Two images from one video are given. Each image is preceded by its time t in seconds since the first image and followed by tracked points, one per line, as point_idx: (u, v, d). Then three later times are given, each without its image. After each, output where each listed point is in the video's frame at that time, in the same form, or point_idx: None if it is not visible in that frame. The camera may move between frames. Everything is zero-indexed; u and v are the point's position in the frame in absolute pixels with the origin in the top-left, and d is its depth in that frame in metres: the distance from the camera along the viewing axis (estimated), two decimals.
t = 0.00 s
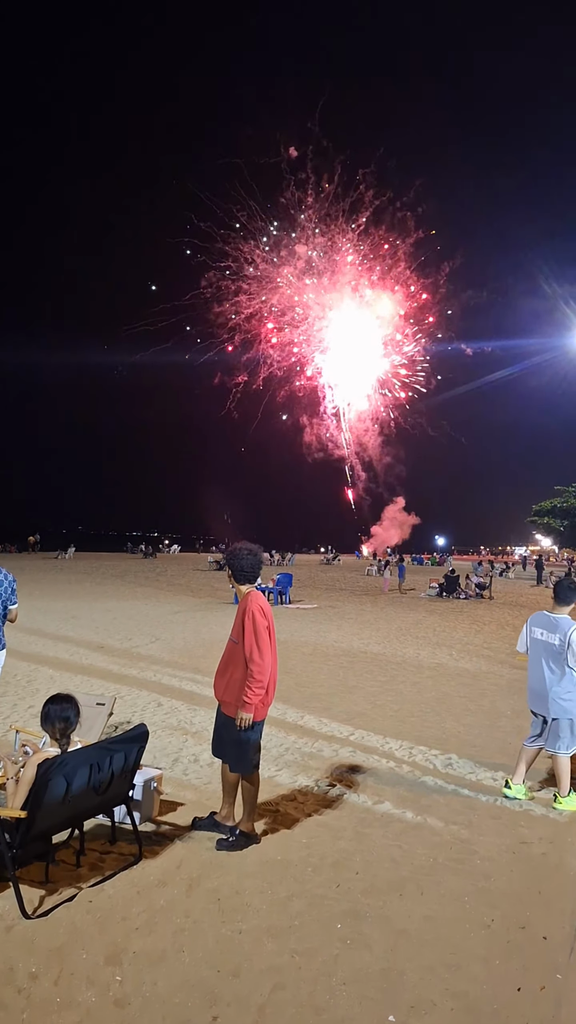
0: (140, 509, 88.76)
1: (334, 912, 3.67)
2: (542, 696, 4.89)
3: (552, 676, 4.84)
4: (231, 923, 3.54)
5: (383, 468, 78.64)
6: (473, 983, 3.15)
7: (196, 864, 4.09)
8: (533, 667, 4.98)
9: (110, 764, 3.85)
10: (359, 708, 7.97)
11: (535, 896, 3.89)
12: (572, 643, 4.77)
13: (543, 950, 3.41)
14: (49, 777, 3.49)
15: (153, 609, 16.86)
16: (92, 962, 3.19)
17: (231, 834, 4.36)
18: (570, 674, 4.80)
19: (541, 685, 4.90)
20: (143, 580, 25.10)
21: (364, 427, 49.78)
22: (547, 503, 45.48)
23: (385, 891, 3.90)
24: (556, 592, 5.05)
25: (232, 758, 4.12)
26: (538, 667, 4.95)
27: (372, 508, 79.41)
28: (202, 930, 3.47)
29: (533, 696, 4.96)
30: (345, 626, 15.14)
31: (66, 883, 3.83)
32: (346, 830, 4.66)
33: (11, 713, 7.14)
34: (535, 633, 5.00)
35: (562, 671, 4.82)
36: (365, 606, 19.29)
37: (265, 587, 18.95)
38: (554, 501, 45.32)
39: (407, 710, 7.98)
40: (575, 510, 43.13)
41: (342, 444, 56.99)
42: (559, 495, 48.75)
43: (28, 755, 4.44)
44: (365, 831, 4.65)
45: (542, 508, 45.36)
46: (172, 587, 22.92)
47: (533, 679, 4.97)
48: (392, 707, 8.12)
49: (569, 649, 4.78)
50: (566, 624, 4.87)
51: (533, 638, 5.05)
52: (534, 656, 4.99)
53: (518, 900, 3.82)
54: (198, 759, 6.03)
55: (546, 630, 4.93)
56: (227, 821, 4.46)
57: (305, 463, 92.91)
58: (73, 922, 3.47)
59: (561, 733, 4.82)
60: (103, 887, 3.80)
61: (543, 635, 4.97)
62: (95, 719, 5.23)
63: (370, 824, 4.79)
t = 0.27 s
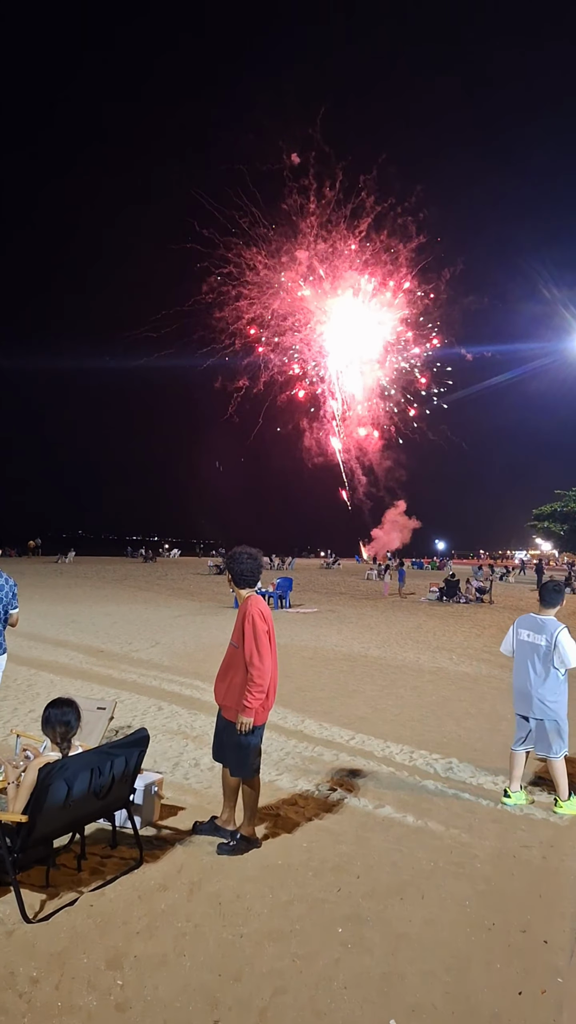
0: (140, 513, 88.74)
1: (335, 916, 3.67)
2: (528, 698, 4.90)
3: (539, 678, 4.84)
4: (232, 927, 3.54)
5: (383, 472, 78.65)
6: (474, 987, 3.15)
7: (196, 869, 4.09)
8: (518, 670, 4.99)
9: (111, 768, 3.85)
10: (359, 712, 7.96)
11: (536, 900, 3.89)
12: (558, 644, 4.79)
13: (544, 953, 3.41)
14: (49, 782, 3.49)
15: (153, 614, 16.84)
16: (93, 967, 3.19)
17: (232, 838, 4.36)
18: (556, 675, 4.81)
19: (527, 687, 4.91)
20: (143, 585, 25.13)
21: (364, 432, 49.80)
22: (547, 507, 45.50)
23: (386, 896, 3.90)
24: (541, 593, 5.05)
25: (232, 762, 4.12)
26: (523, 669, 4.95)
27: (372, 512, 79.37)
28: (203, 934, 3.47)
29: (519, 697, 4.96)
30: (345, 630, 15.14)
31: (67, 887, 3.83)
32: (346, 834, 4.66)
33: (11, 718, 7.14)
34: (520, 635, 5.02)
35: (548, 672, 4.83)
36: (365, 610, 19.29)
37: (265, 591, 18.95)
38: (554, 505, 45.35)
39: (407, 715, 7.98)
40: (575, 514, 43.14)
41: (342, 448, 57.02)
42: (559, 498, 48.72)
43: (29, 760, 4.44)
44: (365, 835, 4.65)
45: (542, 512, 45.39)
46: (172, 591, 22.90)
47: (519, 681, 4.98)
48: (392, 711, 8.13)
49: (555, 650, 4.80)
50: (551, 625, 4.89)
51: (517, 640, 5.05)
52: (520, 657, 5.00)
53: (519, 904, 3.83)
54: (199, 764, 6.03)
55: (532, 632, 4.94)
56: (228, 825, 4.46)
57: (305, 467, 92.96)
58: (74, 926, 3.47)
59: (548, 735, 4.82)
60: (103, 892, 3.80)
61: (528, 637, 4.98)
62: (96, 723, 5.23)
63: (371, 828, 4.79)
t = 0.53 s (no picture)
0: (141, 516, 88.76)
1: (336, 919, 3.67)
2: (513, 699, 4.90)
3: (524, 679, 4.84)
4: (233, 930, 3.55)
5: (384, 474, 78.65)
6: (475, 990, 3.15)
7: (198, 872, 4.09)
8: (504, 671, 5.00)
9: (112, 771, 3.86)
10: (360, 716, 7.96)
11: (537, 903, 3.88)
12: (542, 645, 4.78)
13: (545, 956, 3.41)
14: (51, 785, 3.50)
15: (153, 617, 16.84)
16: (95, 970, 3.20)
17: (234, 841, 4.36)
18: (540, 676, 4.81)
19: (512, 688, 4.91)
20: (143, 587, 25.11)
21: (364, 434, 49.81)
22: (548, 510, 45.48)
23: (387, 899, 3.90)
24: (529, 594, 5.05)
25: (233, 765, 4.13)
26: (509, 669, 4.96)
27: (373, 515, 79.34)
28: (205, 937, 3.47)
29: (505, 698, 4.96)
30: (345, 633, 15.12)
31: (68, 890, 3.84)
32: (348, 837, 4.66)
33: (12, 721, 7.14)
34: (507, 636, 5.02)
35: (533, 673, 4.83)
36: (366, 613, 19.28)
37: (266, 594, 18.95)
38: (554, 508, 45.32)
39: (408, 718, 7.97)
40: None
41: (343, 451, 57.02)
42: (560, 501, 48.72)
43: (30, 763, 4.45)
44: (367, 838, 4.65)
45: (542, 515, 45.37)
46: (172, 594, 22.90)
47: (505, 682, 4.98)
48: (393, 715, 8.12)
49: (538, 651, 4.80)
50: (536, 627, 4.89)
51: (505, 642, 5.06)
52: (507, 659, 5.00)
53: (520, 907, 3.83)
54: (199, 767, 6.04)
55: (517, 633, 4.94)
56: (229, 829, 4.46)
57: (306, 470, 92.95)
58: (76, 929, 3.47)
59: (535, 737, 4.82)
60: (105, 895, 3.81)
61: (514, 639, 4.99)
62: (97, 726, 5.24)
63: (372, 831, 4.79)
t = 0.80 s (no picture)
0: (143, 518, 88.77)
1: (338, 921, 3.68)
2: (508, 700, 4.91)
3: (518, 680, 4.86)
4: (234, 932, 3.55)
5: (385, 476, 78.64)
6: (476, 991, 3.15)
7: (198, 874, 4.09)
8: (499, 672, 5.01)
9: (113, 773, 3.87)
10: (361, 717, 7.96)
11: (539, 905, 3.89)
12: (536, 646, 4.79)
13: (546, 958, 3.41)
14: (51, 787, 3.50)
15: (154, 619, 16.85)
16: (95, 971, 3.20)
17: (235, 843, 4.37)
18: (535, 677, 4.82)
19: (507, 689, 4.92)
20: (144, 589, 25.10)
21: (365, 436, 49.83)
22: (549, 511, 45.52)
23: (388, 900, 3.90)
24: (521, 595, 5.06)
25: (234, 767, 4.13)
26: (504, 671, 4.97)
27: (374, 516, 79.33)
28: (206, 939, 3.48)
29: (499, 700, 4.97)
30: (347, 634, 15.13)
31: (69, 892, 3.83)
32: (348, 839, 4.67)
33: (13, 723, 7.14)
34: (502, 637, 5.03)
35: (527, 674, 4.84)
36: (368, 615, 19.27)
37: (267, 596, 18.96)
38: (555, 509, 45.35)
39: (410, 720, 7.98)
40: None
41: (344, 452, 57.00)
42: (561, 502, 48.74)
43: (31, 765, 4.45)
44: (367, 840, 4.65)
45: (544, 516, 45.41)
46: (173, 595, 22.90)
47: (500, 683, 4.99)
48: (394, 716, 8.12)
49: (533, 652, 4.80)
50: (530, 628, 4.89)
51: (498, 643, 5.07)
52: (502, 660, 5.01)
53: (521, 909, 3.83)
54: (201, 769, 6.04)
55: (511, 635, 4.95)
56: (230, 830, 4.46)
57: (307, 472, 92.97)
58: (77, 931, 3.48)
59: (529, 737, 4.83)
60: (106, 896, 3.81)
61: (508, 640, 4.99)
62: (98, 728, 5.24)
63: (373, 833, 4.79)
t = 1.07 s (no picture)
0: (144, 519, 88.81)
1: (339, 923, 3.67)
2: (506, 701, 4.90)
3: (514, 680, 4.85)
4: (235, 934, 3.54)
5: (387, 477, 78.66)
6: (478, 994, 3.14)
7: (200, 876, 4.09)
8: (501, 673, 5.00)
9: (114, 775, 3.86)
10: (363, 719, 7.96)
11: (541, 907, 3.88)
12: (535, 647, 4.77)
13: (548, 960, 3.40)
14: (53, 789, 3.50)
15: (156, 620, 16.85)
16: (97, 974, 3.19)
17: (236, 845, 4.36)
18: (532, 679, 4.79)
19: (506, 690, 4.91)
20: (144, 592, 25.10)
21: (367, 437, 49.84)
22: (550, 512, 45.56)
23: (390, 903, 3.89)
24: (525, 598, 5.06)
25: (235, 769, 4.12)
26: (506, 672, 4.96)
27: (376, 517, 79.32)
28: (207, 941, 3.47)
29: (498, 701, 4.97)
30: (349, 636, 15.13)
31: (70, 895, 3.83)
32: (350, 840, 4.66)
33: (14, 725, 7.14)
34: (504, 639, 5.03)
35: (525, 676, 4.82)
36: (370, 617, 19.27)
37: (268, 597, 18.96)
38: (556, 510, 45.38)
39: (411, 721, 7.97)
40: None
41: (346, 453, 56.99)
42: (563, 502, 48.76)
43: (32, 767, 4.45)
44: (369, 842, 4.65)
45: (545, 517, 45.45)
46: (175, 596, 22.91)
47: (501, 684, 4.98)
48: (395, 718, 8.12)
49: (532, 654, 4.78)
50: (531, 629, 4.87)
51: (503, 644, 5.07)
52: (503, 662, 5.02)
53: (523, 911, 3.82)
54: (202, 771, 6.03)
55: (512, 636, 4.96)
56: (231, 833, 4.45)
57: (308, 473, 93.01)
58: (78, 933, 3.47)
59: (520, 738, 4.80)
60: (106, 899, 3.81)
61: (511, 641, 4.98)
62: (99, 731, 5.23)
63: (375, 835, 4.79)
